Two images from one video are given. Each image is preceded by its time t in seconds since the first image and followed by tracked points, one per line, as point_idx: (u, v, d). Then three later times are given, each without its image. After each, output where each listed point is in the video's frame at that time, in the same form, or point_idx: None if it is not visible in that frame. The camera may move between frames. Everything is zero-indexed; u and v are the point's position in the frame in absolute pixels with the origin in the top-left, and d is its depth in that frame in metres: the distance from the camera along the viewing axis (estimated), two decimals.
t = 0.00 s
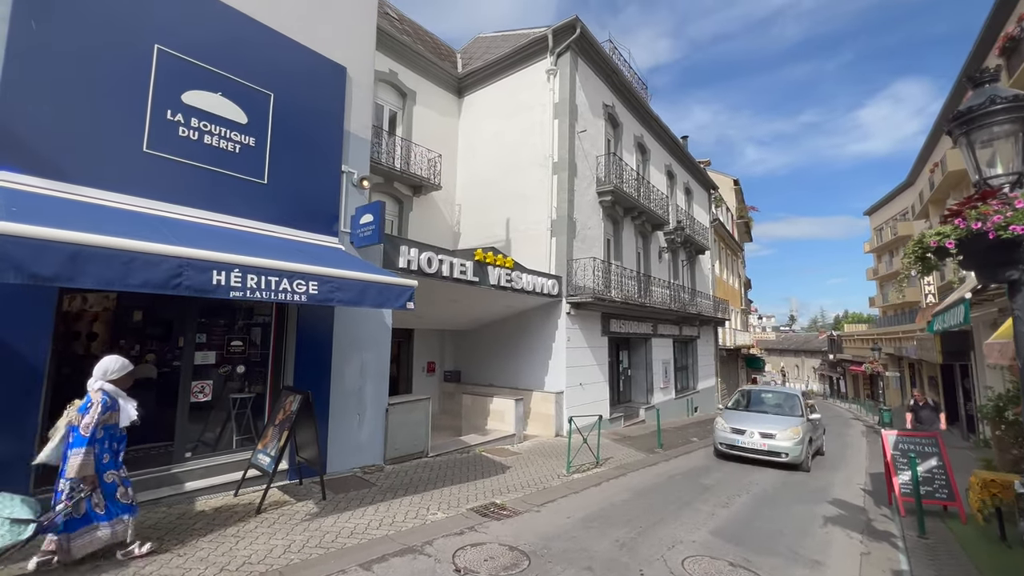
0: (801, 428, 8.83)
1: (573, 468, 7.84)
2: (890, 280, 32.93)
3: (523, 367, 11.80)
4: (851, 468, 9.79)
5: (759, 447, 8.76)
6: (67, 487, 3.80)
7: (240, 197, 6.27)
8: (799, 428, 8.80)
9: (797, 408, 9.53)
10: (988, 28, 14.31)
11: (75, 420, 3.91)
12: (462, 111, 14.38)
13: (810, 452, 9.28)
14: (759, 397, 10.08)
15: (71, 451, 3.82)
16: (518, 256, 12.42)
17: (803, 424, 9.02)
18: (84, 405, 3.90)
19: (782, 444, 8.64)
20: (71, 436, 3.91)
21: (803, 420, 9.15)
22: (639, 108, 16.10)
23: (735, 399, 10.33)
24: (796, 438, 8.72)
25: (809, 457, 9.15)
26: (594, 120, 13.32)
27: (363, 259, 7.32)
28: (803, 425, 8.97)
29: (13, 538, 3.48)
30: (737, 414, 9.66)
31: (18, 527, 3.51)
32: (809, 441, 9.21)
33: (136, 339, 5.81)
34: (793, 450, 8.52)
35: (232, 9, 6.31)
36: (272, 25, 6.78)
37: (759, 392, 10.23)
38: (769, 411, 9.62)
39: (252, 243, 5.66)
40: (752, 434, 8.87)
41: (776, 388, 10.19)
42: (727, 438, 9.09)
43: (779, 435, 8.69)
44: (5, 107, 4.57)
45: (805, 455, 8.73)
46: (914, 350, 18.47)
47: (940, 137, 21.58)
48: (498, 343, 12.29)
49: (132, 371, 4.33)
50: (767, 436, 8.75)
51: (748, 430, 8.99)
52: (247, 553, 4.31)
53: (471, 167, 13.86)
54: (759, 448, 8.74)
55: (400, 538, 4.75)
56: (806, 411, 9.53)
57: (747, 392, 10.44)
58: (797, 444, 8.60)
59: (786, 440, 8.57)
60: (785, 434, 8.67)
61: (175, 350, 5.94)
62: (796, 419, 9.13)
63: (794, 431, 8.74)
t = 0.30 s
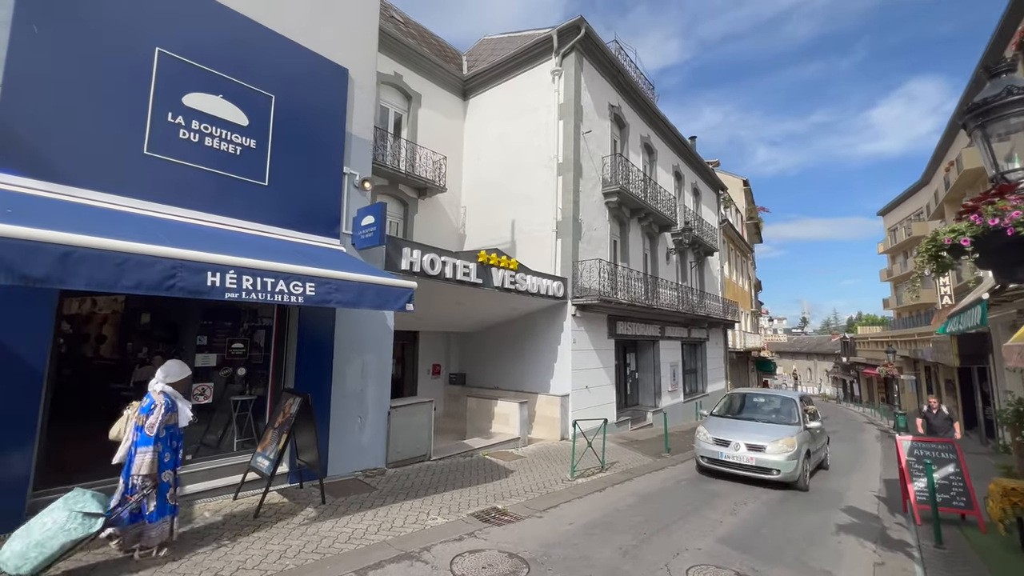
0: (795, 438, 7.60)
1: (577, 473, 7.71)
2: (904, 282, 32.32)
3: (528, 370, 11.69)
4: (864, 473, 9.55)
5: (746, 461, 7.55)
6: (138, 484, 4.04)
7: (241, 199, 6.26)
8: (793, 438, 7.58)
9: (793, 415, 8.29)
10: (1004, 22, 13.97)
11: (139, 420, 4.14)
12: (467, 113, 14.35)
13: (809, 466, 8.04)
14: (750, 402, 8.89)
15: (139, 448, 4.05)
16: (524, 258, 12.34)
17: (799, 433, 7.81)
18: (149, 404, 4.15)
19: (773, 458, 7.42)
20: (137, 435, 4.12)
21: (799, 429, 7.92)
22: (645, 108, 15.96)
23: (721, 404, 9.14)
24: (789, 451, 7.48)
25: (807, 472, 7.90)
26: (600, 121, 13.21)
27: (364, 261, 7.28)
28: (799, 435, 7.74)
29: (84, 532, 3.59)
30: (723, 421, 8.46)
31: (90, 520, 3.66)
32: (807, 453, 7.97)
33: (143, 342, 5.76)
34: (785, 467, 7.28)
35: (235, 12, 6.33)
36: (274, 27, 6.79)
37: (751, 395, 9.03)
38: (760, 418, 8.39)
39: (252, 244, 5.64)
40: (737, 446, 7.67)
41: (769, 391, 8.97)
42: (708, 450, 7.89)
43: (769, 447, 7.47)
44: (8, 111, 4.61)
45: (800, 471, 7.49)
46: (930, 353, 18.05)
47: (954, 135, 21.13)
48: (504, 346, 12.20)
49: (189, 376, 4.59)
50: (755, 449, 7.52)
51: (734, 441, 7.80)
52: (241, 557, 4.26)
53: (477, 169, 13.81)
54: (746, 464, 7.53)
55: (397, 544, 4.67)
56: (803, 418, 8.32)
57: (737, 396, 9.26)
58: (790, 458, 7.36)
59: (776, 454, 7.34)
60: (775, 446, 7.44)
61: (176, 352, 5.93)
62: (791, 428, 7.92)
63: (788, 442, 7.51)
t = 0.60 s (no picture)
0: (785, 450, 6.32)
1: (582, 475, 7.61)
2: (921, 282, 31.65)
3: (534, 370, 11.60)
4: (880, 478, 9.29)
5: (723, 477, 6.29)
6: (192, 480, 4.24)
7: (243, 199, 6.25)
8: (782, 450, 6.29)
9: (786, 422, 7.02)
10: None
11: (194, 421, 4.35)
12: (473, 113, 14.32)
13: (805, 483, 6.74)
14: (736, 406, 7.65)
15: (195, 446, 4.27)
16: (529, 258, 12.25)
17: (791, 443, 6.55)
18: (203, 407, 4.38)
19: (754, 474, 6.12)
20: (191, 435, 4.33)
21: (791, 438, 6.64)
22: (653, 106, 15.79)
23: (704, 409, 7.90)
24: (777, 466, 6.17)
25: (802, 491, 6.60)
26: (607, 119, 13.10)
27: (367, 261, 7.25)
28: (790, 446, 6.46)
29: (156, 522, 3.84)
30: (702, 428, 7.23)
31: (160, 512, 3.88)
32: (800, 467, 6.66)
33: (153, 342, 5.81)
34: (771, 484, 6.00)
35: (237, 14, 6.35)
36: (276, 28, 6.79)
37: (739, 399, 7.78)
38: (746, 425, 7.13)
39: (252, 244, 5.63)
40: (714, 459, 6.43)
41: (760, 394, 7.70)
42: (680, 463, 6.67)
43: (752, 460, 6.20)
44: (13, 114, 4.66)
45: (791, 491, 6.19)
46: (948, 355, 17.59)
47: (972, 131, 20.61)
48: (510, 347, 12.12)
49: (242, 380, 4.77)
50: (736, 463, 6.28)
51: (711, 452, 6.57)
52: (239, 558, 4.23)
53: (483, 169, 13.76)
54: (723, 480, 6.28)
55: (396, 546, 4.62)
56: (798, 425, 7.03)
57: (723, 399, 8.02)
58: (777, 474, 6.07)
59: (760, 469, 6.08)
60: (760, 459, 6.17)
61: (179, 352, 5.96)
62: (782, 437, 6.66)
63: (775, 454, 6.23)
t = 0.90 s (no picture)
0: (771, 468, 5.02)
1: (594, 477, 7.50)
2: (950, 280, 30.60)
3: (547, 371, 11.52)
4: (905, 483, 8.97)
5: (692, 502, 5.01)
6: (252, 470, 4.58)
7: (255, 201, 6.33)
8: (767, 468, 5.00)
9: (777, 430, 5.72)
10: None
11: (254, 415, 4.66)
12: (485, 114, 14.30)
13: (800, 509, 5.42)
14: (719, 412, 6.37)
15: (256, 437, 4.61)
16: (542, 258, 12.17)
17: (781, 458, 5.25)
18: (262, 402, 4.67)
19: (729, 499, 4.81)
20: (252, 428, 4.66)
21: (780, 452, 5.33)
22: (668, 104, 15.57)
23: (681, 414, 6.62)
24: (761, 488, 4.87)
25: (794, 520, 5.27)
26: (620, 117, 12.95)
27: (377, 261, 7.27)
28: (779, 463, 5.15)
29: (222, 510, 4.09)
30: (675, 439, 5.95)
31: (225, 501, 4.13)
32: (794, 489, 5.33)
33: (172, 343, 5.92)
34: (751, 513, 4.69)
35: (248, 19, 6.44)
36: (287, 32, 6.88)
37: (723, 402, 6.50)
38: (728, 435, 5.84)
39: (263, 245, 5.69)
40: (682, 478, 5.15)
41: (749, 397, 6.41)
42: (642, 482, 5.40)
43: (729, 482, 4.91)
44: (34, 121, 4.79)
45: (778, 520, 4.87)
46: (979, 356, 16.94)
47: (1003, 123, 19.84)
48: (523, 347, 12.06)
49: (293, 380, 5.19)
50: (708, 484, 4.99)
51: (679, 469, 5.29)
52: (247, 557, 4.26)
53: (495, 169, 13.73)
54: (692, 506, 5.01)
55: (403, 548, 4.60)
56: (792, 435, 5.71)
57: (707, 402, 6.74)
58: (760, 500, 4.76)
59: (739, 493, 4.79)
60: (739, 480, 4.88)
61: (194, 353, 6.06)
62: (769, 450, 5.36)
63: (758, 474, 4.93)
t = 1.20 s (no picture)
0: (746, 493, 3.80)
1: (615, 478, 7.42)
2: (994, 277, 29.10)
3: (568, 371, 11.45)
4: (946, 490, 8.56)
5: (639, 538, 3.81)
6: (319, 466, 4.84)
7: (280, 204, 6.49)
8: (741, 492, 3.79)
9: (762, 442, 4.52)
10: None
11: (324, 415, 4.94)
12: (505, 113, 14.32)
13: (789, 546, 4.20)
14: (692, 418, 5.17)
15: (325, 436, 4.87)
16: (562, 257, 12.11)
17: (762, 478, 4.04)
18: (331, 403, 4.93)
19: (685, 535, 3.61)
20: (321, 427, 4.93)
21: (762, 471, 4.12)
22: (691, 98, 15.29)
23: (648, 419, 5.43)
24: (731, 520, 3.66)
25: (779, 560, 4.05)
26: (641, 113, 12.79)
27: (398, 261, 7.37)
28: (759, 486, 3.94)
29: (294, 501, 4.44)
30: (631, 450, 4.79)
31: (297, 493, 4.48)
32: (779, 520, 4.10)
33: (205, 343, 6.14)
34: (712, 558, 3.49)
35: (273, 26, 6.62)
36: (309, 37, 7.04)
37: (698, 406, 5.29)
38: (698, 447, 4.64)
39: (286, 246, 5.83)
40: (628, 505, 3.97)
41: (732, 399, 5.19)
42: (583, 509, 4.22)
43: (689, 511, 3.73)
44: (74, 130, 5.04)
45: (752, 565, 3.65)
46: None
47: None
48: (544, 347, 12.03)
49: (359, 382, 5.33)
50: (661, 514, 3.80)
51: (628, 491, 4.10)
52: (271, 551, 4.36)
53: (515, 169, 13.73)
54: (638, 543, 3.81)
55: (423, 545, 4.65)
56: (779, 450, 4.48)
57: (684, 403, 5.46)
58: (726, 539, 3.55)
59: (700, 528, 3.60)
60: (703, 509, 3.70)
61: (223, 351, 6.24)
62: (746, 466, 4.16)
63: (728, 501, 3.73)
